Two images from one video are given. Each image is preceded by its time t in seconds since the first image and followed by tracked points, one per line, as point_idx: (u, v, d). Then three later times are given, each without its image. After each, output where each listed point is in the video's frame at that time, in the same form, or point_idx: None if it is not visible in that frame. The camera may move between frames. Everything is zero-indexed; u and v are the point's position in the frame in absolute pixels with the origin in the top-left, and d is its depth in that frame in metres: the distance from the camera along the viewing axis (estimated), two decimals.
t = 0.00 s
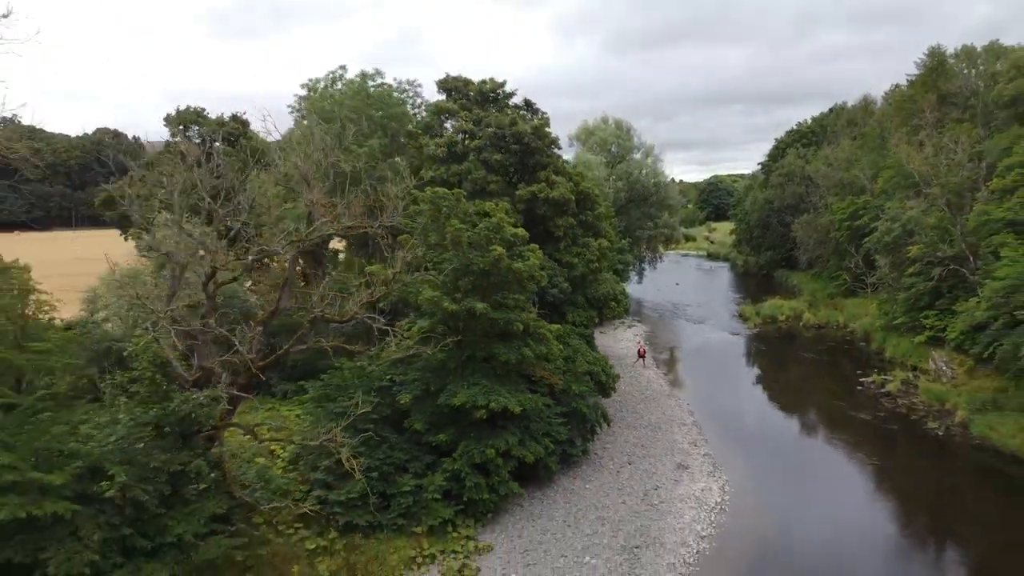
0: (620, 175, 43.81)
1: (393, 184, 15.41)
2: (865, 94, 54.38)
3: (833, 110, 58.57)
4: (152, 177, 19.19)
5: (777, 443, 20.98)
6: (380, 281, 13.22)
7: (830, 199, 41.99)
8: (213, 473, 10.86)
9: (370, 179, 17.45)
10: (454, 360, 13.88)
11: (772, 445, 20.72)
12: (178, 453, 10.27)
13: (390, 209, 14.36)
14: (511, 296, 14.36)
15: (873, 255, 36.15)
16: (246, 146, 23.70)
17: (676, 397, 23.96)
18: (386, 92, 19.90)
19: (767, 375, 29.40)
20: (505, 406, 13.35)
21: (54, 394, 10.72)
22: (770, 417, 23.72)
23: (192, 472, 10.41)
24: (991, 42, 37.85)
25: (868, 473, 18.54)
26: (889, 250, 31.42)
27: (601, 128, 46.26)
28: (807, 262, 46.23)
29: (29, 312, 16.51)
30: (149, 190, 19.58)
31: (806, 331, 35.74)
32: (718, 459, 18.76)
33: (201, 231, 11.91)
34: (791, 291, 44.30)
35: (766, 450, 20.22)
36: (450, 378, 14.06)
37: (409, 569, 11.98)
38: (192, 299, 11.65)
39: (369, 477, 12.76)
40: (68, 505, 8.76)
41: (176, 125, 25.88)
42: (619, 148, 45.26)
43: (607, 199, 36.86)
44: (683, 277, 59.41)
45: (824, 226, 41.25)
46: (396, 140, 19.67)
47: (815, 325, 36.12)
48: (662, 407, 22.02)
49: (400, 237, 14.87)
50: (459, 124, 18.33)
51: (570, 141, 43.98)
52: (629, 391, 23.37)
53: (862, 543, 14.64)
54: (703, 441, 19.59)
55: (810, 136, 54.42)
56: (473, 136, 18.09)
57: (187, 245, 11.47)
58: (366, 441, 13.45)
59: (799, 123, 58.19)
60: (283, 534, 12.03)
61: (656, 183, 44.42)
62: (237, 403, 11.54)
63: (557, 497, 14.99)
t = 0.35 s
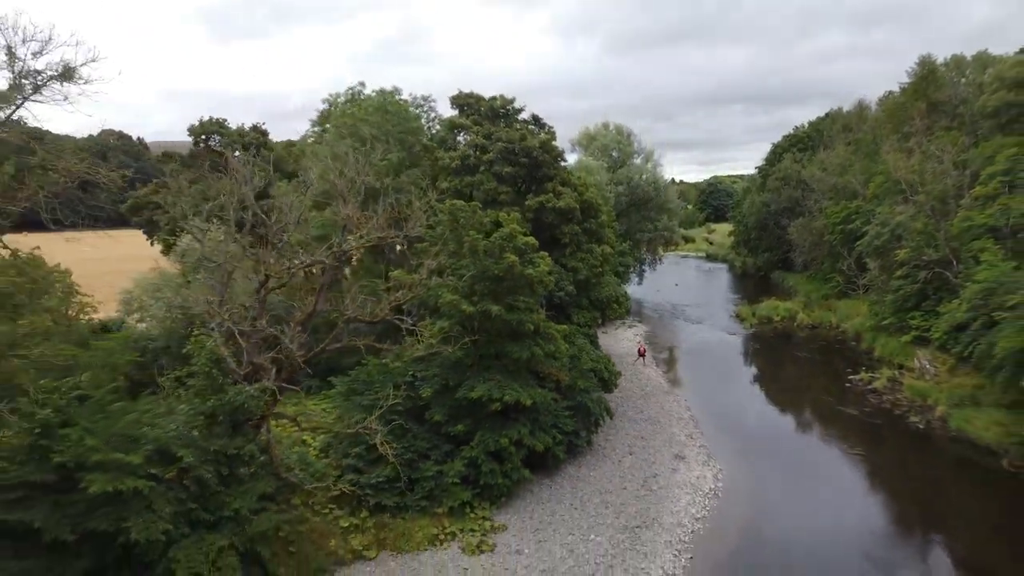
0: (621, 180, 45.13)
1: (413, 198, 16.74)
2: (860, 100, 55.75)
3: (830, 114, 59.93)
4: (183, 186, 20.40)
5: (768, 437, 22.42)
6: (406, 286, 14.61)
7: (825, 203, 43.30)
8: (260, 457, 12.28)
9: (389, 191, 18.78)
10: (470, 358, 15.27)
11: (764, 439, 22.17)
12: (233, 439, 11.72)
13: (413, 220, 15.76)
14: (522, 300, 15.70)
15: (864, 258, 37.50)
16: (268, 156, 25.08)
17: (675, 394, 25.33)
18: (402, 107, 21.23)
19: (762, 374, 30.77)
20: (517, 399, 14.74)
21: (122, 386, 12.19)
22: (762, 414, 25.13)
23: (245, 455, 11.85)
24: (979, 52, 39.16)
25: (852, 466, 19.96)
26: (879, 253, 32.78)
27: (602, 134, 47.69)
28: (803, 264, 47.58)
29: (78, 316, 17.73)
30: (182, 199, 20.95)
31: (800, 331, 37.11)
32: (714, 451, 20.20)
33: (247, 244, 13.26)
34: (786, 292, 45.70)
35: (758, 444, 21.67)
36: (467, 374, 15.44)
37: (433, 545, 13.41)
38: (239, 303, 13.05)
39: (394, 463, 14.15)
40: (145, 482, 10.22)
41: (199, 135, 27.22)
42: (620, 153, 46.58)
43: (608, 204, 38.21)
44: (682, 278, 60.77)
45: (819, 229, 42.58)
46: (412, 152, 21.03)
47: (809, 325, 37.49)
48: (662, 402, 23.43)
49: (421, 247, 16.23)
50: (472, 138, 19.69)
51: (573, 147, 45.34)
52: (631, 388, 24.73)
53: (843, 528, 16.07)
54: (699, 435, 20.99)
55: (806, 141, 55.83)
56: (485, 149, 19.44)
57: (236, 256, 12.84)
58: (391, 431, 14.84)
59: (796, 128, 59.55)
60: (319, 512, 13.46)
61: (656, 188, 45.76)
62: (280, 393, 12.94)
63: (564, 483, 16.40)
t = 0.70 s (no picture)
0: (621, 186, 46.52)
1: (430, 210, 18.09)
2: (854, 107, 57.20)
3: (825, 121, 61.37)
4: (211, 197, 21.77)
5: (761, 432, 23.78)
6: (425, 292, 15.96)
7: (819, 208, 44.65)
8: (298, 447, 13.63)
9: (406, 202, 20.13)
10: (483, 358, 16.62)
11: (756, 435, 23.55)
12: (275, 429, 13.12)
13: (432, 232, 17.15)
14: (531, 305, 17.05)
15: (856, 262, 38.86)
16: (287, 166, 26.43)
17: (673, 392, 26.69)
18: (417, 122, 22.60)
19: (757, 373, 32.12)
20: (526, 396, 16.09)
21: (175, 382, 13.61)
22: (756, 411, 26.49)
23: (285, 444, 13.24)
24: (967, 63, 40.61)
25: (838, 459, 21.34)
26: (869, 258, 34.14)
27: (603, 140, 49.13)
28: (798, 267, 48.91)
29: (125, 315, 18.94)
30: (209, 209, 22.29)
31: (794, 332, 38.50)
32: (708, 445, 21.58)
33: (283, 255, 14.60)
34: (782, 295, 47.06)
35: (751, 438, 23.06)
36: (480, 372, 16.78)
37: (451, 527, 14.78)
38: (276, 308, 14.40)
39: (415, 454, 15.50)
40: (202, 466, 11.63)
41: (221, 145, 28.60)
42: (621, 159, 47.96)
43: (609, 209, 39.62)
44: (681, 280, 62.12)
45: (812, 233, 43.95)
46: (426, 164, 22.37)
47: (803, 326, 38.86)
48: (660, 400, 24.81)
49: (438, 255, 17.58)
50: (483, 152, 21.04)
51: (575, 153, 46.75)
52: (631, 386, 26.11)
53: (826, 514, 17.47)
54: (695, 430, 22.35)
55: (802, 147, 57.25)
56: (495, 162, 20.81)
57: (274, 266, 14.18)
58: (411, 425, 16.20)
59: (792, 134, 61.00)
60: (348, 498, 14.84)
61: (656, 193, 47.16)
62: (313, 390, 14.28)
63: (569, 473, 17.77)
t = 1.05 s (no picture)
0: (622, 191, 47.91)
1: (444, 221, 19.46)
2: (850, 113, 58.56)
3: (821, 126, 62.72)
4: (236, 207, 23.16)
5: (754, 430, 25.16)
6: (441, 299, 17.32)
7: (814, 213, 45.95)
8: (327, 441, 14.99)
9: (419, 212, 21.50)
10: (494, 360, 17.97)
11: (749, 432, 24.94)
12: (308, 424, 14.48)
13: (448, 245, 18.58)
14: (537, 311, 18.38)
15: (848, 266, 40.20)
16: (304, 176, 27.80)
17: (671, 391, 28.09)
18: (429, 136, 23.97)
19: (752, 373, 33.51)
20: (534, 395, 17.44)
21: (216, 382, 15.00)
22: (750, 410, 27.87)
23: (317, 438, 14.61)
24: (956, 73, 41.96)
25: (826, 455, 22.71)
26: (860, 262, 35.49)
27: (604, 147, 50.53)
28: (793, 269, 50.24)
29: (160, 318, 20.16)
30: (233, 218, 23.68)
31: (788, 333, 39.89)
32: (704, 441, 22.97)
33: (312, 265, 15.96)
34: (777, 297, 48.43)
35: (744, 435, 24.45)
36: (491, 373, 18.12)
37: (466, 515, 16.14)
38: (306, 314, 15.76)
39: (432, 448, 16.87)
40: (246, 457, 13.01)
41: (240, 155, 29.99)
42: (621, 165, 49.33)
43: (610, 215, 40.98)
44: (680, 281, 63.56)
45: (807, 237, 45.30)
46: (437, 176, 23.73)
47: (797, 328, 40.23)
48: (658, 398, 26.22)
49: (452, 264, 18.92)
50: (491, 165, 22.39)
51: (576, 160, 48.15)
52: (631, 385, 27.53)
53: (812, 504, 18.88)
54: (691, 427, 23.74)
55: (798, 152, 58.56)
56: (504, 175, 22.17)
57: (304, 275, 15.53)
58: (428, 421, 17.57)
59: (788, 139, 62.34)
60: (372, 488, 16.21)
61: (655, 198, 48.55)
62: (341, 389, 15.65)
63: (573, 466, 19.16)
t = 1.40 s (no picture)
0: (622, 196, 49.32)
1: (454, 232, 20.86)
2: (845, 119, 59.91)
3: (817, 132, 64.09)
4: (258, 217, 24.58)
5: (747, 427, 26.55)
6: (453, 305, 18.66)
7: (809, 218, 47.28)
8: (351, 436, 16.33)
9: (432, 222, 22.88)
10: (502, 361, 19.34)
11: (743, 429, 26.33)
12: (334, 419, 15.83)
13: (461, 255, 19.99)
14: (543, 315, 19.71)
15: (840, 269, 41.57)
16: (318, 185, 29.17)
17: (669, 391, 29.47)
18: (439, 149, 25.35)
19: (747, 373, 34.88)
20: (540, 393, 18.78)
21: (250, 381, 16.36)
22: (744, 408, 29.22)
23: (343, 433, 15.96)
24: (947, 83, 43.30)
25: (814, 451, 24.08)
26: (851, 266, 36.84)
27: (604, 153, 51.94)
28: (789, 272, 51.58)
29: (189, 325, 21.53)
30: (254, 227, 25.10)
31: (782, 333, 41.25)
32: (699, 438, 24.36)
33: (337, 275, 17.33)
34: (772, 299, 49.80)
35: (737, 432, 25.85)
36: (500, 373, 19.46)
37: (477, 504, 17.47)
38: (330, 319, 17.10)
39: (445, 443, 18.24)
40: (281, 450, 14.37)
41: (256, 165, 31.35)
42: (621, 170, 50.73)
43: (610, 220, 42.38)
44: (679, 283, 64.94)
45: (800, 241, 46.71)
46: (447, 187, 25.11)
47: (791, 329, 41.57)
48: (657, 398, 27.61)
49: (463, 271, 20.34)
50: (499, 177, 23.77)
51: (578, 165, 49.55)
52: (632, 385, 28.89)
53: (799, 495, 20.32)
54: (688, 424, 25.13)
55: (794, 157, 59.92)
56: (510, 187, 23.53)
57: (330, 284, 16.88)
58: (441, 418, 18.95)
59: (785, 144, 63.83)
60: (390, 479, 17.56)
61: (654, 202, 49.95)
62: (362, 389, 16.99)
63: (576, 460, 20.53)
